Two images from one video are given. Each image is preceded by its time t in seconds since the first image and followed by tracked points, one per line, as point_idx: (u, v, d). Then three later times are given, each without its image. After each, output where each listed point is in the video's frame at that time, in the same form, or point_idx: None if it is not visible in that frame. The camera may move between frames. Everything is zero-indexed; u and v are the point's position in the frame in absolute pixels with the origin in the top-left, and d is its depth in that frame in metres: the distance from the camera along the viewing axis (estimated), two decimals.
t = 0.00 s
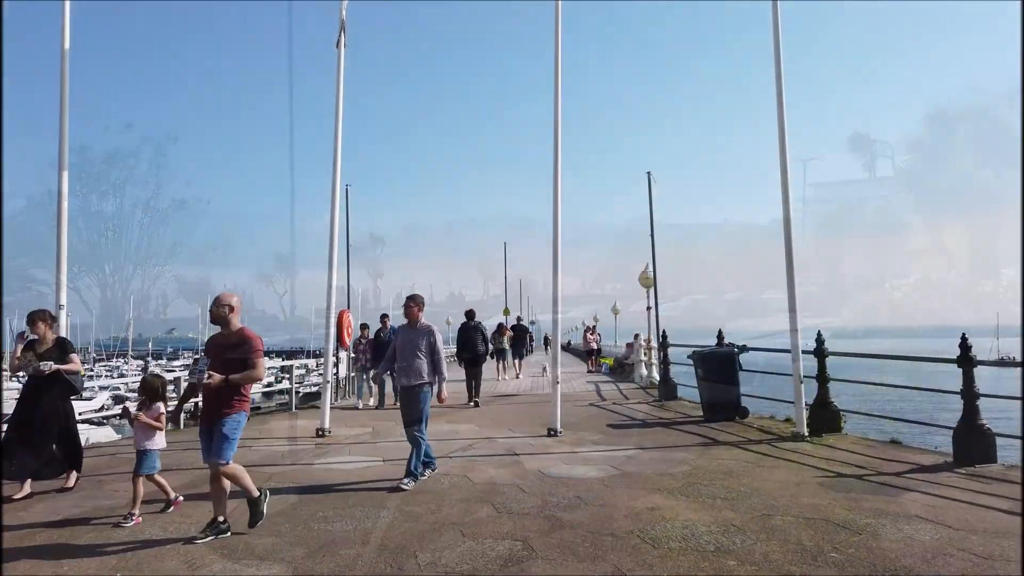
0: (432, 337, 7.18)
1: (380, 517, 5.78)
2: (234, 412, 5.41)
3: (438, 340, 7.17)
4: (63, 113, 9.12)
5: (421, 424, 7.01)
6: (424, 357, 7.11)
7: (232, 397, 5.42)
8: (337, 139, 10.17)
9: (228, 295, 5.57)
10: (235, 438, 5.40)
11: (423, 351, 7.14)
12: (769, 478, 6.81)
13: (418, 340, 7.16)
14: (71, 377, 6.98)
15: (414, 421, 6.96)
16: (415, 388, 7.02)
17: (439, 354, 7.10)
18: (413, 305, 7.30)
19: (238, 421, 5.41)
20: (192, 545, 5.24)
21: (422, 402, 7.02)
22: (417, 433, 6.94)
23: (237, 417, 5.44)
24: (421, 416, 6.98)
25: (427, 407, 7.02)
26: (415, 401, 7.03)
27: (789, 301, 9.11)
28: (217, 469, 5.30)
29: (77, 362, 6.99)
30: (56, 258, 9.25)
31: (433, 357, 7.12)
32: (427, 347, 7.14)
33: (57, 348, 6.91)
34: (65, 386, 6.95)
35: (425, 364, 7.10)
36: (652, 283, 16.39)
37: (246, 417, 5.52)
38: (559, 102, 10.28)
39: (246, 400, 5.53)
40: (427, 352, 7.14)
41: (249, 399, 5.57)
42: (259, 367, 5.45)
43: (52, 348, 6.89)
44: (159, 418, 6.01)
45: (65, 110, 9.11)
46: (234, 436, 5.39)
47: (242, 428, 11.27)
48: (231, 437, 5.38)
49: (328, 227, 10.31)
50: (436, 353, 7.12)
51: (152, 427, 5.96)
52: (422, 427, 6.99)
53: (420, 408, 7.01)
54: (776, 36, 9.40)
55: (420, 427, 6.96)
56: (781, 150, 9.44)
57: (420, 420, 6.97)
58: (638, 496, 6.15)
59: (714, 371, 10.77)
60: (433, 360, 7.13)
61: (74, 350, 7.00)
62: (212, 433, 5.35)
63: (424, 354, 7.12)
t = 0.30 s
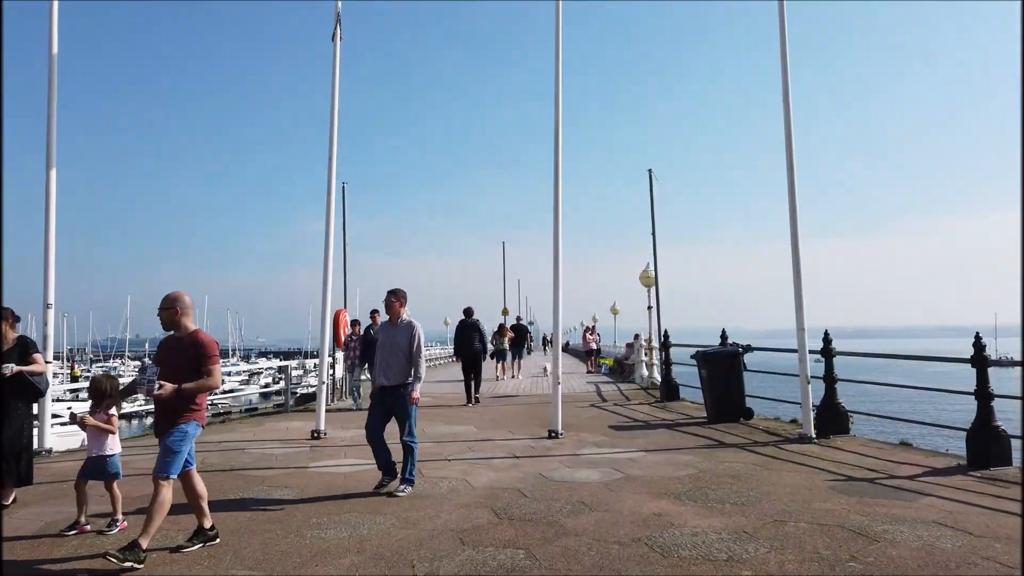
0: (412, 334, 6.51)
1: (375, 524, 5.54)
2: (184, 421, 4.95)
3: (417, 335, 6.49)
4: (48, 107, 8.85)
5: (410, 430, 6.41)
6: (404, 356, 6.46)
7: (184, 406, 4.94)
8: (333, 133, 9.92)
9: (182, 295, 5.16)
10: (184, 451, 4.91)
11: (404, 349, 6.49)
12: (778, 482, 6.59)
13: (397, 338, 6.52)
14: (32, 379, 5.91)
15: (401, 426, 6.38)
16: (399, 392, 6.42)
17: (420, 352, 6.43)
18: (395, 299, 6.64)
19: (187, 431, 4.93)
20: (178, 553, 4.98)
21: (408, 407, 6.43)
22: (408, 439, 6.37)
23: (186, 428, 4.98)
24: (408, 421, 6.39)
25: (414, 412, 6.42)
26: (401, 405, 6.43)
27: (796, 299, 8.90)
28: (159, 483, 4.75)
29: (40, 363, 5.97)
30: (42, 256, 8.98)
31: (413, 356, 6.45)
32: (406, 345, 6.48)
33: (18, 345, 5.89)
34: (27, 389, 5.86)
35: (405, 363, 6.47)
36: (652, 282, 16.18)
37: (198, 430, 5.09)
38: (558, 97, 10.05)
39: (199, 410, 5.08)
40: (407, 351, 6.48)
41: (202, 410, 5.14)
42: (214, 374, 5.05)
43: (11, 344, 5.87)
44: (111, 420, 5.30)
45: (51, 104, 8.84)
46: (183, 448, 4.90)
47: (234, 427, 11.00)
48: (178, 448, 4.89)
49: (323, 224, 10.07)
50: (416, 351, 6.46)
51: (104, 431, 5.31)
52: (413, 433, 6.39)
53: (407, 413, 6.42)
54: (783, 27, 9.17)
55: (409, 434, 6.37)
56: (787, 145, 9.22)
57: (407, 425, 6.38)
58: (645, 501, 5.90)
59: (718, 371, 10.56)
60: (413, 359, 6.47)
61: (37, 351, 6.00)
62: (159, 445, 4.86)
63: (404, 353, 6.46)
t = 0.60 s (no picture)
0: (378, 340, 6.03)
1: (370, 540, 5.25)
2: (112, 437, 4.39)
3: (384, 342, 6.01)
4: (34, 103, 8.56)
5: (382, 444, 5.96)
6: (370, 364, 6.00)
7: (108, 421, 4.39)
8: (328, 130, 9.64)
9: (113, 294, 4.55)
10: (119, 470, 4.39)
11: (369, 357, 6.03)
12: (792, 493, 6.32)
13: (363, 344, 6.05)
14: None
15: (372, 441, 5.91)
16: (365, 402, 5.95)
17: (386, 360, 5.95)
18: (361, 304, 6.13)
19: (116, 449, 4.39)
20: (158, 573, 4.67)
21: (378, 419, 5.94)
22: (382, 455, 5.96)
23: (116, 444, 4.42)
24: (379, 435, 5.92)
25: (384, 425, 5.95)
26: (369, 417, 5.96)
27: (805, 302, 8.62)
28: (103, 511, 4.31)
29: None
30: (27, 257, 8.68)
31: (380, 365, 5.97)
32: (371, 353, 6.01)
33: None
34: None
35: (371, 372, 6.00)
36: (655, 284, 15.91)
37: (134, 444, 4.55)
38: (560, 96, 9.80)
39: (130, 423, 4.51)
40: (373, 359, 6.01)
41: (136, 422, 4.57)
42: (136, 384, 4.42)
43: None
44: (38, 437, 4.82)
45: (36, 100, 8.55)
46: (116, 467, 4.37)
47: (226, 432, 10.71)
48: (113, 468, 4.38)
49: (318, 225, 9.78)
50: (382, 359, 5.97)
51: (28, 450, 4.82)
52: (386, 449, 5.96)
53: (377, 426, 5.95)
54: (792, 20, 8.88)
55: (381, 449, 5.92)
56: (796, 143, 8.96)
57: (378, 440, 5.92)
58: (654, 514, 5.62)
59: (724, 374, 10.29)
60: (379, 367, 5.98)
61: None
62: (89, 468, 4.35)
63: (370, 362, 6.00)
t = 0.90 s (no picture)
0: (349, 338, 5.66)
1: (366, 547, 5.02)
2: (48, 449, 4.04)
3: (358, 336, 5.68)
4: (23, 95, 8.32)
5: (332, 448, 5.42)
6: (341, 360, 5.64)
7: (39, 432, 4.03)
8: (326, 125, 9.41)
9: (42, 293, 4.27)
10: (61, 481, 4.07)
11: (340, 353, 5.66)
12: (806, 498, 6.09)
13: (332, 339, 5.70)
14: None
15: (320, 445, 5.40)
16: (334, 401, 5.51)
17: (360, 354, 5.60)
18: (330, 297, 5.80)
19: (56, 459, 4.05)
20: None
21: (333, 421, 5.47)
22: (324, 462, 5.37)
23: (53, 455, 4.08)
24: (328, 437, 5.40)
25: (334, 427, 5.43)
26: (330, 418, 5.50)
27: (815, 299, 8.41)
28: (55, 525, 4.04)
29: None
30: (15, 253, 8.43)
31: (353, 360, 5.61)
32: (341, 349, 5.64)
33: None
34: None
35: (343, 368, 5.62)
36: (657, 282, 15.68)
37: (75, 451, 4.21)
38: (563, 91, 9.57)
39: (65, 431, 4.14)
40: (344, 354, 5.65)
41: (72, 428, 4.20)
42: (57, 387, 4.02)
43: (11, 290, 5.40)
44: None
45: (25, 92, 8.30)
46: (58, 478, 4.06)
47: (223, 434, 10.48)
48: (56, 481, 4.06)
49: (316, 222, 9.56)
50: (356, 353, 5.62)
51: None
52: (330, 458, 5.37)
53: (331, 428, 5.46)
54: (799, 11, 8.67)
55: (325, 453, 5.37)
56: (805, 137, 8.75)
57: (325, 442, 5.40)
58: (664, 520, 5.39)
59: (730, 374, 10.06)
60: (353, 362, 5.62)
61: None
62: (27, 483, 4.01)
63: (340, 357, 5.63)
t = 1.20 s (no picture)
0: (313, 346, 5.20)
1: (366, 561, 4.75)
2: None
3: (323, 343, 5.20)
4: (11, 88, 8.05)
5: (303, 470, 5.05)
6: (302, 368, 5.16)
7: None
8: (324, 120, 9.13)
9: None
10: None
11: (302, 361, 5.18)
12: (826, 507, 5.82)
13: (294, 346, 5.21)
14: None
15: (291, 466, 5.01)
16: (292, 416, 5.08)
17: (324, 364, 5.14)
18: (294, 299, 5.30)
19: None
20: None
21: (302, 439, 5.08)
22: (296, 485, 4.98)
23: None
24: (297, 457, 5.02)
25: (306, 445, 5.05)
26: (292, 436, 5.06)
27: (828, 300, 8.14)
28: None
29: None
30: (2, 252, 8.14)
31: (316, 369, 5.15)
32: (304, 357, 5.17)
33: None
34: None
35: (305, 379, 5.15)
36: (661, 283, 15.41)
37: None
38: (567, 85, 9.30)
39: None
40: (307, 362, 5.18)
41: None
42: None
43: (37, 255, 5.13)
44: None
45: (12, 85, 8.03)
46: None
47: (217, 438, 10.19)
48: None
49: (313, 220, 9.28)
50: (320, 363, 5.15)
51: None
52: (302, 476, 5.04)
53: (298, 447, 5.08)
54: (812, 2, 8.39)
55: (297, 475, 4.99)
56: (817, 132, 8.48)
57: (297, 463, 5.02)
58: (679, 532, 5.12)
59: (739, 377, 9.82)
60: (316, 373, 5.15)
61: None
62: None
63: (303, 366, 5.16)
